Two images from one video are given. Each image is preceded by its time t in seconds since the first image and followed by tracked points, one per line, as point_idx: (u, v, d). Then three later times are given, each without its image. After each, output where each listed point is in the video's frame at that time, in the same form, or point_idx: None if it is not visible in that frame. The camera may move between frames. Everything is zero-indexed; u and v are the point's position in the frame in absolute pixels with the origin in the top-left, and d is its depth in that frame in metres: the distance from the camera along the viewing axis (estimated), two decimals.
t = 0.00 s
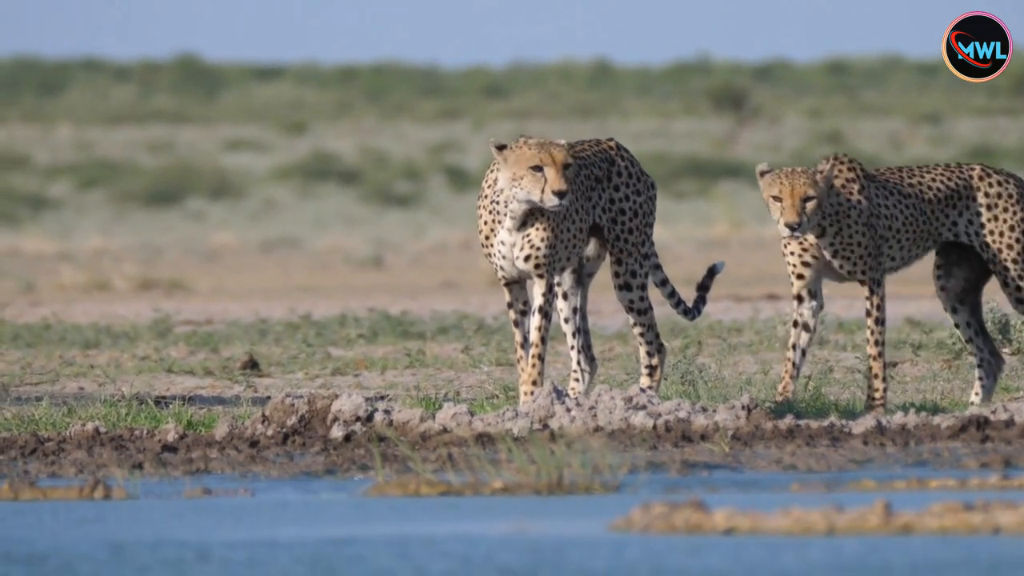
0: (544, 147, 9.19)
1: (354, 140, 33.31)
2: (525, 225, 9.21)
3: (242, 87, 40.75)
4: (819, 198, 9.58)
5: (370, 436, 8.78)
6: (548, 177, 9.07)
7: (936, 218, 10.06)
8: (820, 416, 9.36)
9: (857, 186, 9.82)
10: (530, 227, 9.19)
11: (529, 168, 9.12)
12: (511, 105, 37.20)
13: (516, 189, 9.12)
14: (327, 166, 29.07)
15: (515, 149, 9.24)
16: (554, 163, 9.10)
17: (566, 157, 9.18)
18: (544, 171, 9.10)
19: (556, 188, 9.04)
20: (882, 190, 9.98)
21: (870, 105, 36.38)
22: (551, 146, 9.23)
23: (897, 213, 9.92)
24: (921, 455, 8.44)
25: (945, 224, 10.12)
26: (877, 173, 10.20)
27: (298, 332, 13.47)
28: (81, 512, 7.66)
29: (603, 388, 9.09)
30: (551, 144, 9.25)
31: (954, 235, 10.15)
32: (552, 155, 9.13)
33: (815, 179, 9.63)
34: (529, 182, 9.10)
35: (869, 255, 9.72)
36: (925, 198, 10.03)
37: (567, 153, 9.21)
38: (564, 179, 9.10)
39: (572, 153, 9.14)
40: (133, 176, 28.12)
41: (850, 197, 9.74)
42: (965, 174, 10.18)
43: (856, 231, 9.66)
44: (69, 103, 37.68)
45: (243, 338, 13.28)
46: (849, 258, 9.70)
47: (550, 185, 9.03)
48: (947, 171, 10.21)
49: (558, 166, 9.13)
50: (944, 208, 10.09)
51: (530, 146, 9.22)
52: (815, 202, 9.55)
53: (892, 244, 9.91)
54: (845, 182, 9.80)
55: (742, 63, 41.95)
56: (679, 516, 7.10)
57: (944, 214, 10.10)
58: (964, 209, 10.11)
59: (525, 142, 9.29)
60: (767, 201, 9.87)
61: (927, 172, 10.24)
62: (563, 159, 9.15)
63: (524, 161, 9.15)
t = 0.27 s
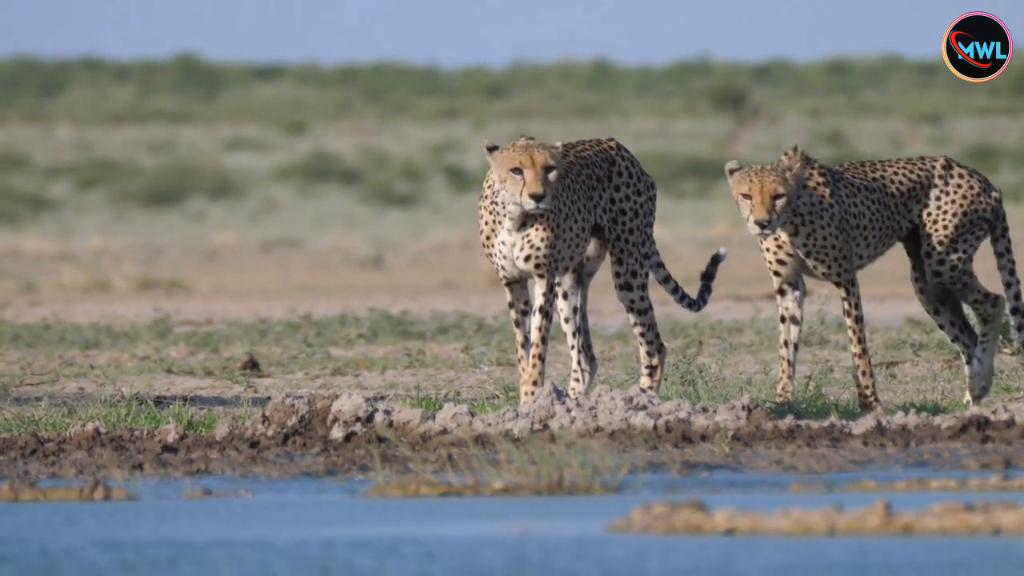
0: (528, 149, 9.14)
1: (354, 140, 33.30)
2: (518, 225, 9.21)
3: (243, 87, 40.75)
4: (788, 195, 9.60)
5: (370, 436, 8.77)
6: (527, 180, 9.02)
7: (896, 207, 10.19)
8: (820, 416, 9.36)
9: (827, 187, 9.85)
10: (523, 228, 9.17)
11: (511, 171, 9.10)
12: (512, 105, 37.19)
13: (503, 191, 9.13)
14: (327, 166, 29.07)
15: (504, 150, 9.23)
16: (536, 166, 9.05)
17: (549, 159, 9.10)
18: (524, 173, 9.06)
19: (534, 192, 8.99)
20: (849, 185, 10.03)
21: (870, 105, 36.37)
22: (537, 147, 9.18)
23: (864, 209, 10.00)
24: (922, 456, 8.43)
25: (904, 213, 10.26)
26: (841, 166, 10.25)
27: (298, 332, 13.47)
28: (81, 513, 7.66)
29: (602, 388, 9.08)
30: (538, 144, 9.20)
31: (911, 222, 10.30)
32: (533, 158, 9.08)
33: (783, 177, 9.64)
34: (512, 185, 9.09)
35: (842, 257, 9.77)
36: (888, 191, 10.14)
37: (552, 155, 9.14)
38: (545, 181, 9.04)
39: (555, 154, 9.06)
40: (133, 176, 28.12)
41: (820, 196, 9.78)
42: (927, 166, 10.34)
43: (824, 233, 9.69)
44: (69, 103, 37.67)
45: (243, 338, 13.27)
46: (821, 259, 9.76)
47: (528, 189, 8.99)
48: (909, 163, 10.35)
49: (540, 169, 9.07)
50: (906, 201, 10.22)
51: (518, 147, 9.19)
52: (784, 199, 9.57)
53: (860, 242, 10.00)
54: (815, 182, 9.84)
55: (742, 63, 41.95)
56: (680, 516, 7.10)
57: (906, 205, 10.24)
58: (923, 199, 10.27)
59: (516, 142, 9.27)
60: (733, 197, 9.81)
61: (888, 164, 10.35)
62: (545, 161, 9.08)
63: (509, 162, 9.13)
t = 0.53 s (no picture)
0: (510, 152, 9.16)
1: (353, 141, 33.31)
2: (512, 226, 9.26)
3: (242, 87, 40.77)
4: (759, 187, 9.76)
5: (368, 436, 8.77)
6: (503, 184, 9.05)
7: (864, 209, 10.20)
8: (818, 416, 9.36)
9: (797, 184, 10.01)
10: (514, 229, 9.21)
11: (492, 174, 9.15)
12: (511, 105, 37.20)
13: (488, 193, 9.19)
14: (326, 165, 29.09)
15: (491, 152, 9.26)
16: (513, 170, 9.06)
17: (528, 162, 9.09)
18: (501, 177, 9.09)
19: (509, 197, 9.01)
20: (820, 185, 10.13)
21: (870, 105, 36.40)
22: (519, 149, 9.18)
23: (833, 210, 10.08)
24: (920, 456, 8.43)
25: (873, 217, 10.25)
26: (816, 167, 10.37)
27: (297, 332, 13.48)
28: (80, 512, 7.66)
29: (601, 388, 9.08)
30: (522, 146, 9.20)
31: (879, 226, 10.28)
32: (510, 161, 9.09)
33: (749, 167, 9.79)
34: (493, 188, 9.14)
35: (804, 251, 9.85)
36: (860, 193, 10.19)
37: (534, 157, 9.12)
38: (522, 185, 9.04)
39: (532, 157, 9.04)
40: (131, 176, 28.12)
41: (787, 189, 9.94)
42: (898, 172, 10.32)
43: (787, 225, 9.82)
44: (68, 103, 37.68)
45: (242, 338, 13.27)
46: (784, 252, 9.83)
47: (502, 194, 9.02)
48: (883, 167, 10.36)
49: (518, 172, 9.07)
50: (875, 206, 10.23)
51: (503, 149, 9.22)
52: (754, 191, 9.74)
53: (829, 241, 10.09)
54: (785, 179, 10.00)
55: (742, 63, 41.97)
56: (678, 516, 7.10)
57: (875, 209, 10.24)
58: (892, 205, 10.25)
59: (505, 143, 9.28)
60: (706, 189, 10.01)
61: (862, 168, 10.40)
62: (523, 164, 9.08)
63: (492, 165, 9.17)
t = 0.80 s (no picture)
0: (491, 155, 9.20)
1: (352, 141, 33.32)
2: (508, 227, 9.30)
3: (241, 87, 40.77)
4: (713, 186, 9.90)
5: (367, 436, 8.77)
6: (480, 189, 9.11)
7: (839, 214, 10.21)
8: (817, 417, 9.37)
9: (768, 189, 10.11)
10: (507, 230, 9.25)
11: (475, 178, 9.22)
12: (511, 105, 37.22)
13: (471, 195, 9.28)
14: (325, 166, 29.09)
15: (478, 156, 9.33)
16: (489, 175, 9.10)
17: (505, 167, 9.11)
18: (480, 182, 9.15)
19: (484, 202, 9.06)
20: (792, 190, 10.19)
21: (869, 105, 36.41)
22: (501, 153, 9.21)
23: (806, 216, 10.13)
24: (919, 456, 8.44)
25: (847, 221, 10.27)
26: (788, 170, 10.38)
27: (296, 332, 13.48)
28: (80, 512, 7.66)
29: (600, 387, 9.08)
30: (504, 149, 9.23)
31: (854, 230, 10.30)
32: (489, 165, 9.14)
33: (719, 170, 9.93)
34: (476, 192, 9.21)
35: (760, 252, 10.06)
36: (836, 196, 10.19)
37: (513, 160, 9.14)
38: (498, 190, 9.07)
39: (507, 162, 9.06)
40: (131, 176, 28.13)
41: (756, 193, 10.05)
42: (867, 172, 10.35)
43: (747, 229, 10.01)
44: (66, 103, 37.67)
45: (241, 338, 13.26)
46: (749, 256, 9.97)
47: (479, 199, 9.08)
48: (853, 167, 10.38)
49: (495, 176, 9.11)
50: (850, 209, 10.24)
51: (488, 152, 9.27)
52: (706, 190, 9.89)
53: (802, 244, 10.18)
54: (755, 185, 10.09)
55: (741, 63, 41.99)
56: (677, 516, 7.11)
57: (850, 212, 10.25)
58: (867, 207, 10.26)
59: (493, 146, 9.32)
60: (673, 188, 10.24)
61: (834, 168, 10.40)
62: (501, 169, 9.11)
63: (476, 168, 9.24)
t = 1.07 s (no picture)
0: (481, 154, 9.21)
1: (352, 141, 33.32)
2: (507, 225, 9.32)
3: (241, 87, 40.77)
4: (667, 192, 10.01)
5: (367, 436, 8.76)
6: (469, 187, 9.13)
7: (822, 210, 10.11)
8: (816, 417, 9.37)
9: (743, 180, 10.01)
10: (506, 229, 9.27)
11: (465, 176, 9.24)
12: (510, 105, 37.23)
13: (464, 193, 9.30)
14: (325, 166, 29.09)
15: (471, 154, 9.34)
16: (478, 173, 9.11)
17: (493, 165, 9.12)
18: (469, 180, 9.17)
19: (471, 199, 9.08)
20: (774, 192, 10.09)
21: (869, 105, 36.42)
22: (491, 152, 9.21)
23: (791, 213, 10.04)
24: (919, 456, 8.44)
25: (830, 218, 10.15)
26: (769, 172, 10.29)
27: (296, 332, 13.48)
28: (79, 512, 7.67)
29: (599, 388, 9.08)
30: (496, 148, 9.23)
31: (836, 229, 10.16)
32: (478, 164, 9.15)
33: (677, 176, 10.01)
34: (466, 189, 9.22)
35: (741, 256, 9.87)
36: (819, 195, 10.13)
37: (501, 159, 9.15)
38: (486, 188, 9.08)
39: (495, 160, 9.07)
40: (130, 176, 28.12)
41: (726, 189, 9.97)
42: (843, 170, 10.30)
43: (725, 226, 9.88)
44: (66, 103, 37.66)
45: (241, 338, 13.26)
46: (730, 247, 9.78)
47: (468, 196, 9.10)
48: (830, 166, 10.32)
49: (484, 175, 9.11)
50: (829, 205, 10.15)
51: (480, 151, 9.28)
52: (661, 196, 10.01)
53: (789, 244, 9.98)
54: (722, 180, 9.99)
55: (741, 63, 41.99)
56: (677, 517, 7.10)
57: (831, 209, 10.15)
58: (847, 204, 10.18)
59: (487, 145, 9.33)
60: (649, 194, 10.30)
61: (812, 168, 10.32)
62: (489, 167, 9.12)
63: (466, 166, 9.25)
